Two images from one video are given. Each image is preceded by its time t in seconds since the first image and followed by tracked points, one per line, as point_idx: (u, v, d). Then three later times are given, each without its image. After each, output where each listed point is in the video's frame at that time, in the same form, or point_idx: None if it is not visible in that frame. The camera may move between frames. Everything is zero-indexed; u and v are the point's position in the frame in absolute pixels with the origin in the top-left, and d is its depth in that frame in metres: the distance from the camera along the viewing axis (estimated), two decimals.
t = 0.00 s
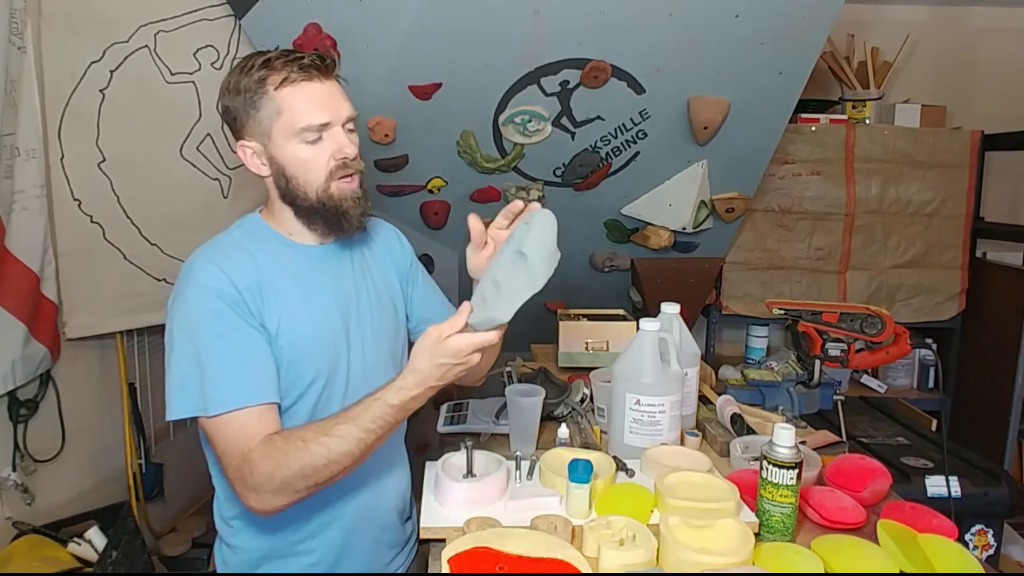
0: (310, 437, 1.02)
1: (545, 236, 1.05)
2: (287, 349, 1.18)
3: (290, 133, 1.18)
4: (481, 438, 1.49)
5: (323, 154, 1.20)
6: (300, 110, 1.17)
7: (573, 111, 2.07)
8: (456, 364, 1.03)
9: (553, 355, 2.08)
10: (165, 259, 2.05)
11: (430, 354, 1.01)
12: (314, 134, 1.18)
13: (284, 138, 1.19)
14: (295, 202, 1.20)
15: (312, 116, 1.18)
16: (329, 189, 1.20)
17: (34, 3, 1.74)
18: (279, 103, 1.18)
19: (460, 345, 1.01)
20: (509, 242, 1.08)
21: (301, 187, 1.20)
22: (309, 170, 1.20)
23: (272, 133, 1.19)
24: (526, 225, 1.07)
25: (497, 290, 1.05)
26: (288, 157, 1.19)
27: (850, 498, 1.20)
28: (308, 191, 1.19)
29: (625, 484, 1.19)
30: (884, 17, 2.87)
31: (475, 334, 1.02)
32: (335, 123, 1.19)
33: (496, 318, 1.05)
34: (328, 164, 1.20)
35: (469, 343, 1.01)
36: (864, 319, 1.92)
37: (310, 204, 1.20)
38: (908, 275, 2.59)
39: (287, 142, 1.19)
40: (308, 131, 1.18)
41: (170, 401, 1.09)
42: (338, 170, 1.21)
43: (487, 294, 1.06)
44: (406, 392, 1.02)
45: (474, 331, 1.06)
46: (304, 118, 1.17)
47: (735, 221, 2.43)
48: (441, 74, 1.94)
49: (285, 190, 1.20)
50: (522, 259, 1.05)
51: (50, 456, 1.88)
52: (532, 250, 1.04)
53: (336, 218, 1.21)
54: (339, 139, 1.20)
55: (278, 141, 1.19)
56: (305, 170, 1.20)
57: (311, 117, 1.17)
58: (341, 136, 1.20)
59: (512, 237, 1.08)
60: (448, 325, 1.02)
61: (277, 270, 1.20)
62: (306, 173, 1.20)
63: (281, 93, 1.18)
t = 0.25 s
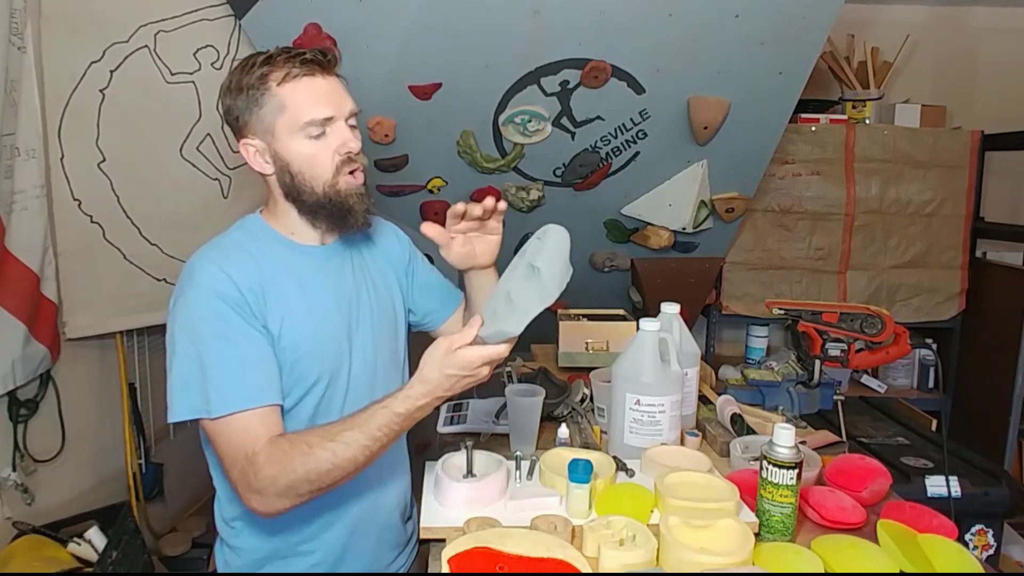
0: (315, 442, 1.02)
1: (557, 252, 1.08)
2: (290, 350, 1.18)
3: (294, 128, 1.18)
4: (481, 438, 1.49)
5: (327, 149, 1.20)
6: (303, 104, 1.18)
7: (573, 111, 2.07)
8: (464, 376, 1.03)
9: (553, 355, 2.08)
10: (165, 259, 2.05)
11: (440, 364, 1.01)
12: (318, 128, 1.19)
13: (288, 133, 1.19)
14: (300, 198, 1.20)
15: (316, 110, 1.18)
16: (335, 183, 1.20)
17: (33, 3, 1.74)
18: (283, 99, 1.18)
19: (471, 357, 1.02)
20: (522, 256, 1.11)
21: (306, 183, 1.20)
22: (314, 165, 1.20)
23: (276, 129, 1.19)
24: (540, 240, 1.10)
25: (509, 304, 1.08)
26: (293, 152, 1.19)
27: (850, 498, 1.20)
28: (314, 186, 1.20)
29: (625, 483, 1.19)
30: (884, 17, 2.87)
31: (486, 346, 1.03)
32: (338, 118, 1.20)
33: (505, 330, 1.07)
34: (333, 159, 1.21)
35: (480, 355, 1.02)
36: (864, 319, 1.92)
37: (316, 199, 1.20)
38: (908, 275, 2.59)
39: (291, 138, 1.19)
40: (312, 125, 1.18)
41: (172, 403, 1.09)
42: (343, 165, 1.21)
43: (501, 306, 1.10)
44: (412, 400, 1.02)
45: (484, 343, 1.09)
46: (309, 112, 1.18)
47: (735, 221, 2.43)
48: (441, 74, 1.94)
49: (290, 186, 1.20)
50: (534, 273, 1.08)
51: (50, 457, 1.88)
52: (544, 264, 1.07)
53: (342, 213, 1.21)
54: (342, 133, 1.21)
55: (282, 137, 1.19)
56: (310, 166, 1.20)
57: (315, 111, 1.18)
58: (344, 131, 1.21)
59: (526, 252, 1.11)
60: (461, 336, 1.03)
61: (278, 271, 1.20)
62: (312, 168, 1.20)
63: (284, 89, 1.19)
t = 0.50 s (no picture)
0: (312, 444, 1.02)
1: (554, 256, 1.07)
2: (288, 352, 1.18)
3: (299, 126, 1.18)
4: (481, 438, 1.49)
5: (329, 150, 1.20)
6: (312, 104, 1.18)
7: (573, 111, 2.07)
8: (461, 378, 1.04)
9: (553, 355, 2.08)
10: (165, 258, 2.05)
11: (437, 366, 1.02)
12: (323, 129, 1.19)
13: (293, 130, 1.19)
14: (297, 196, 1.20)
15: (323, 111, 1.18)
16: (331, 185, 1.20)
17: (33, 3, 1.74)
18: (292, 96, 1.18)
19: (468, 359, 1.03)
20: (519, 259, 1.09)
21: (304, 182, 1.20)
22: (313, 165, 1.20)
23: (281, 124, 1.19)
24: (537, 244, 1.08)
25: (507, 308, 1.08)
26: (296, 150, 1.19)
27: (850, 498, 1.20)
28: (311, 186, 1.20)
29: (625, 483, 1.19)
30: (884, 17, 2.87)
31: (484, 349, 1.05)
32: (345, 122, 1.20)
33: (502, 331, 1.07)
34: (333, 160, 1.20)
35: (477, 356, 1.03)
36: (864, 319, 1.92)
37: (312, 198, 1.20)
38: (908, 275, 2.59)
39: (296, 135, 1.19)
40: (317, 125, 1.19)
41: (169, 405, 1.10)
42: (343, 169, 1.21)
43: (498, 308, 1.09)
44: (408, 403, 1.02)
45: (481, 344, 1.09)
46: (315, 112, 1.18)
47: (735, 221, 2.43)
48: (441, 74, 1.94)
49: (289, 183, 1.20)
50: (532, 277, 1.07)
51: (50, 457, 1.88)
52: (543, 270, 1.06)
53: (337, 215, 1.21)
54: (346, 137, 1.21)
55: (286, 133, 1.19)
56: (309, 165, 1.20)
57: (321, 112, 1.18)
58: (349, 135, 1.21)
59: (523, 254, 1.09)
60: (458, 339, 1.04)
61: (276, 273, 1.20)
62: (311, 168, 1.20)
63: (297, 86, 1.19)
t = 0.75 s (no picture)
0: (293, 453, 1.02)
1: (537, 261, 1.04)
2: (282, 355, 1.18)
3: (286, 127, 1.18)
4: (481, 438, 1.49)
5: (314, 154, 1.19)
6: (300, 107, 1.17)
7: (573, 111, 2.07)
8: (445, 391, 1.01)
9: (553, 355, 2.08)
10: (166, 259, 2.05)
11: (417, 382, 0.99)
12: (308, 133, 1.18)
13: (281, 130, 1.19)
14: (279, 195, 1.21)
15: (309, 115, 1.18)
16: (309, 190, 1.19)
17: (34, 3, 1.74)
18: (285, 97, 1.18)
19: (449, 371, 0.99)
20: (497, 267, 1.06)
21: (285, 183, 1.20)
22: (295, 167, 1.20)
23: (274, 123, 1.20)
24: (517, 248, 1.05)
25: (490, 318, 1.03)
26: (284, 150, 1.20)
27: (850, 498, 1.20)
28: (291, 188, 1.20)
29: (626, 484, 1.19)
30: (884, 17, 2.87)
31: (466, 360, 1.00)
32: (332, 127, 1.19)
33: (489, 344, 1.03)
34: (315, 165, 1.20)
35: (457, 368, 0.99)
36: (864, 319, 1.92)
37: (291, 200, 1.20)
38: (908, 275, 2.59)
39: (284, 134, 1.19)
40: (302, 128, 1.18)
41: (160, 403, 1.10)
42: (324, 175, 1.20)
43: (479, 319, 1.04)
44: (389, 418, 1.00)
45: (463, 357, 1.05)
46: (301, 115, 1.17)
47: (735, 221, 2.43)
48: (441, 74, 1.94)
49: (274, 183, 1.21)
50: (515, 285, 1.03)
51: (50, 456, 1.88)
52: (528, 277, 1.03)
53: (313, 222, 1.20)
54: (332, 143, 1.19)
55: (276, 132, 1.20)
56: (293, 166, 1.20)
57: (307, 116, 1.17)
58: (336, 141, 1.19)
59: (502, 260, 1.06)
60: (436, 350, 1.00)
61: (271, 275, 1.19)
62: (293, 170, 1.20)
63: (291, 87, 1.18)
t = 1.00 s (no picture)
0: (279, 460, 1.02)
1: (514, 276, 1.07)
2: (283, 358, 1.17)
3: (315, 133, 1.18)
4: (481, 438, 1.49)
5: (339, 162, 1.19)
6: (331, 115, 1.17)
7: (573, 111, 2.07)
8: (425, 408, 0.98)
9: (553, 355, 2.08)
10: (166, 259, 2.05)
11: (396, 399, 0.97)
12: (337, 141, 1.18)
13: (309, 135, 1.19)
14: (300, 199, 1.20)
15: (339, 123, 1.17)
16: (331, 197, 1.19)
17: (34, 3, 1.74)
18: (315, 102, 1.18)
19: (428, 389, 0.96)
20: (475, 281, 1.09)
21: (307, 188, 1.20)
22: (319, 173, 1.20)
23: (300, 127, 1.19)
24: (494, 261, 1.09)
25: (470, 333, 1.06)
26: (308, 154, 1.19)
27: (850, 497, 1.20)
28: (313, 194, 1.19)
29: (626, 484, 1.19)
30: (884, 17, 2.87)
31: (445, 376, 0.97)
32: (361, 138, 1.19)
33: (469, 361, 1.03)
34: (339, 173, 1.19)
35: (437, 384, 0.96)
36: (864, 319, 1.92)
37: (313, 206, 1.19)
38: (908, 275, 2.59)
39: (310, 139, 1.19)
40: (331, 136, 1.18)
41: (157, 402, 1.11)
42: (347, 183, 1.20)
43: (458, 333, 1.07)
44: (368, 436, 0.99)
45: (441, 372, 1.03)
46: (331, 123, 1.17)
47: (735, 221, 2.43)
48: (441, 74, 1.94)
49: (295, 186, 1.21)
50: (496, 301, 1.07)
51: (50, 457, 1.88)
52: (508, 292, 1.06)
53: (333, 229, 1.20)
54: (359, 153, 1.19)
55: (303, 136, 1.19)
56: (317, 172, 1.20)
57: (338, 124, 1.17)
58: (362, 152, 1.19)
59: (479, 273, 1.10)
60: (415, 366, 0.97)
61: (275, 277, 1.19)
62: (317, 175, 1.20)
63: (322, 93, 1.18)
